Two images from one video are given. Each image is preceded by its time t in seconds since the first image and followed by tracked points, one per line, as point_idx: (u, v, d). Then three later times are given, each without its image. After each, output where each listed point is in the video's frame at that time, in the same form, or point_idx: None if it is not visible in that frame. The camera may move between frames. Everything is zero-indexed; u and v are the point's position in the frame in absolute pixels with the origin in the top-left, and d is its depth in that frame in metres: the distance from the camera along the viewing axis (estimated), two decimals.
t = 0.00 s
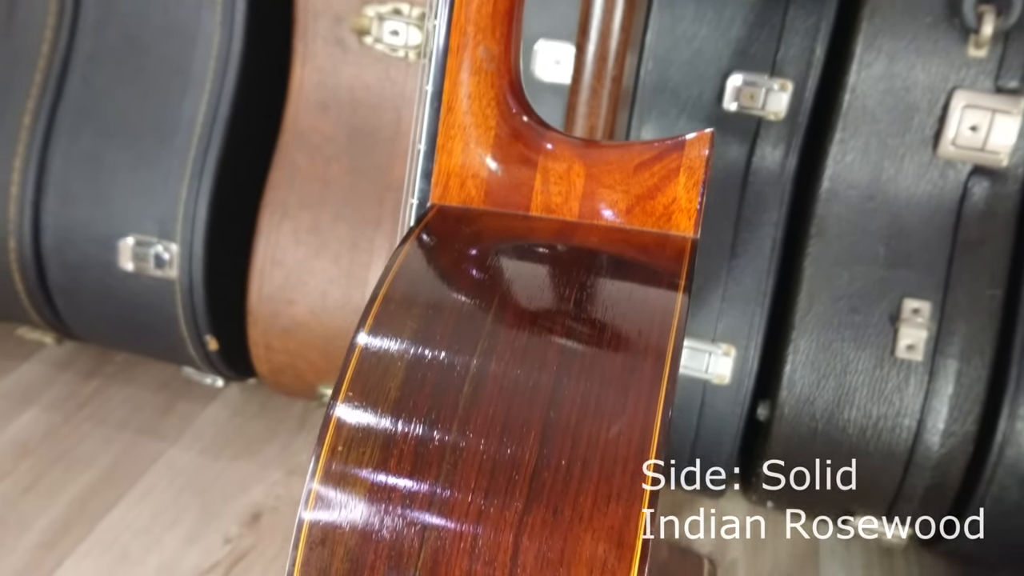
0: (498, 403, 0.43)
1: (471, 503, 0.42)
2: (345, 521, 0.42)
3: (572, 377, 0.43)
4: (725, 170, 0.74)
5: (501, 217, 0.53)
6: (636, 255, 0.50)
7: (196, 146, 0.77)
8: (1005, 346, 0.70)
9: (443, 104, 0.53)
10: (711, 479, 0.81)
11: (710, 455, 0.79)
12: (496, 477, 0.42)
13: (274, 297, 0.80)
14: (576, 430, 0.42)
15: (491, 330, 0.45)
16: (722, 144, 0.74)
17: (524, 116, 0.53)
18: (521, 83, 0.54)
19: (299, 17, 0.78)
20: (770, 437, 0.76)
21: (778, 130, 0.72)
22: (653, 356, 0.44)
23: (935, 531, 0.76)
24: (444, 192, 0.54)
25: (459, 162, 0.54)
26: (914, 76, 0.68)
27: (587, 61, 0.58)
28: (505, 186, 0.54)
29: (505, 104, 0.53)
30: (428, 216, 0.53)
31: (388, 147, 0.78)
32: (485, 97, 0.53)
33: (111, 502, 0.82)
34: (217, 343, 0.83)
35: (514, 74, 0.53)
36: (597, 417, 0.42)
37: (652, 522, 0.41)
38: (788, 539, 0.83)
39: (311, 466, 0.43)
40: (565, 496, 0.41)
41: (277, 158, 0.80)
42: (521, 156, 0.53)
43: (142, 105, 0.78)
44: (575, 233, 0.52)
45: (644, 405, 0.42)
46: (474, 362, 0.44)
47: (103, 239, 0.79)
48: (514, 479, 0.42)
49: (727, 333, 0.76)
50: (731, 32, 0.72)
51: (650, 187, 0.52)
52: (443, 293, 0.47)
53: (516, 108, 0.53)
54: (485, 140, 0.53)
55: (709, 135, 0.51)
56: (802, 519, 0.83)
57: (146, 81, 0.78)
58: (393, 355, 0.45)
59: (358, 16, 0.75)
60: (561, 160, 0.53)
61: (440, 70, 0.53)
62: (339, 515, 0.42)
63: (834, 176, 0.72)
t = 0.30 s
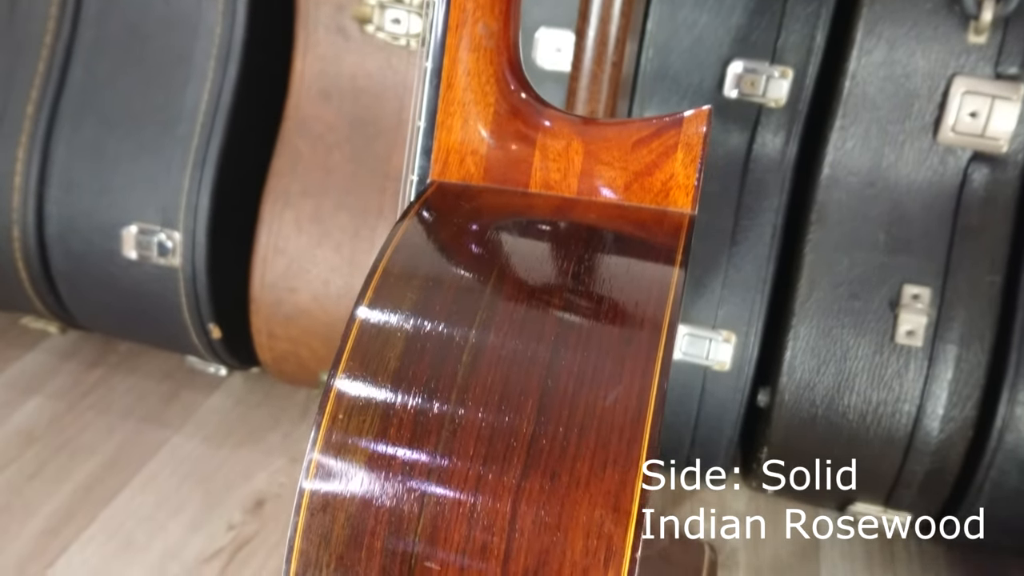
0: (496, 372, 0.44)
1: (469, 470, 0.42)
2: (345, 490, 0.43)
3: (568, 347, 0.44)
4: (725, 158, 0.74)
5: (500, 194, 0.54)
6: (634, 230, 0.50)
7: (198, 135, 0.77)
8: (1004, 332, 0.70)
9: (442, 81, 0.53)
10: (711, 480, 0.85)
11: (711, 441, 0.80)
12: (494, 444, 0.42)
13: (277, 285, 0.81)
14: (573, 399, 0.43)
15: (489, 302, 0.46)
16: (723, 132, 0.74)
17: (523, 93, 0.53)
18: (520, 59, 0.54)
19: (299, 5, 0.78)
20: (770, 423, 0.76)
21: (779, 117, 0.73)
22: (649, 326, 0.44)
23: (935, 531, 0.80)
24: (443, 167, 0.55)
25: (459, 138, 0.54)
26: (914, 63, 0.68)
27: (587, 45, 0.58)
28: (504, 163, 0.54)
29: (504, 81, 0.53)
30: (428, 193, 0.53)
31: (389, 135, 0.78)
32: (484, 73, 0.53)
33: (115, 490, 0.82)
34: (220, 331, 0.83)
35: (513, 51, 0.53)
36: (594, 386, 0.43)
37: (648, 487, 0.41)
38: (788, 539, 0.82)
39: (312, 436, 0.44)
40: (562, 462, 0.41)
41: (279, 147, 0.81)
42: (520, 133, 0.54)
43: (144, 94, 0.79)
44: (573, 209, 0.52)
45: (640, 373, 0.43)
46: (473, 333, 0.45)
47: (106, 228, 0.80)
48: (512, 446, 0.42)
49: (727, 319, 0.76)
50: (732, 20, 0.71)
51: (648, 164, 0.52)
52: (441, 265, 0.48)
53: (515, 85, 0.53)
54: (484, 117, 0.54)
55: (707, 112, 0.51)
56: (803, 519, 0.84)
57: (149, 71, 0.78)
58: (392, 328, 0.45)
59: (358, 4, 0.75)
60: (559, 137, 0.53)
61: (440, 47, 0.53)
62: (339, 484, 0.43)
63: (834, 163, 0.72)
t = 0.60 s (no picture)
0: (497, 342, 0.45)
1: (471, 438, 0.43)
2: (349, 459, 0.44)
3: (568, 315, 0.45)
4: (725, 145, 0.74)
5: (500, 171, 0.55)
6: (633, 206, 0.51)
7: (200, 124, 0.78)
8: (1001, 315, 0.71)
9: (442, 58, 0.54)
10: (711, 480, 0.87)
11: (711, 427, 0.80)
12: (495, 411, 0.43)
13: (279, 274, 0.81)
14: (573, 366, 0.44)
15: (489, 276, 0.47)
16: (722, 119, 0.74)
17: (522, 71, 0.54)
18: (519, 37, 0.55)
19: None
20: (769, 408, 0.77)
21: (778, 104, 0.73)
22: (648, 294, 0.45)
23: (935, 531, 0.82)
24: (444, 145, 0.56)
25: (459, 116, 0.55)
26: (912, 49, 0.69)
27: (587, 29, 0.59)
28: (505, 141, 0.55)
29: (503, 59, 0.54)
30: (429, 170, 0.54)
31: (391, 124, 0.78)
32: (484, 51, 0.54)
33: (119, 478, 0.83)
34: (223, 320, 0.84)
35: (513, 29, 0.54)
36: (594, 354, 0.44)
37: (647, 454, 0.42)
38: (787, 539, 0.82)
39: (315, 407, 0.45)
40: (562, 429, 0.42)
41: (281, 135, 0.81)
42: (520, 110, 0.55)
43: (146, 84, 0.79)
44: (574, 185, 0.53)
45: (638, 342, 0.44)
46: (474, 305, 0.46)
47: (110, 217, 0.80)
48: (513, 413, 0.43)
49: (727, 306, 0.77)
50: (731, 6, 0.71)
51: (647, 141, 0.54)
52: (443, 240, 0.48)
53: (514, 63, 0.54)
54: (484, 95, 0.55)
55: (704, 90, 0.52)
56: (802, 519, 0.84)
57: (150, 61, 0.79)
58: (394, 302, 0.46)
59: None
60: (559, 115, 0.54)
61: (441, 24, 0.54)
62: (343, 454, 0.44)
63: (833, 149, 0.72)
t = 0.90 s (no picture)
0: (490, 312, 0.45)
1: (465, 407, 0.43)
2: (344, 432, 0.44)
3: (561, 285, 0.45)
4: (722, 132, 0.75)
5: (494, 146, 0.55)
6: (627, 180, 0.52)
7: (197, 115, 0.78)
8: (998, 299, 0.71)
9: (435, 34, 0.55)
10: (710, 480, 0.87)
11: (710, 414, 0.81)
12: (489, 380, 0.43)
13: (278, 265, 0.81)
14: (566, 335, 0.44)
15: (483, 249, 0.47)
16: (719, 106, 0.74)
17: (515, 46, 0.55)
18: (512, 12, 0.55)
19: None
20: (767, 394, 0.77)
21: (775, 91, 0.73)
22: (640, 265, 0.46)
23: (935, 531, 0.83)
24: (438, 120, 0.56)
25: (453, 92, 0.56)
26: (907, 35, 0.69)
27: (583, 13, 0.59)
28: (499, 118, 0.56)
29: (496, 34, 0.54)
30: (423, 145, 0.55)
31: (389, 114, 0.78)
32: (477, 26, 0.54)
33: (120, 470, 0.83)
34: (223, 313, 0.84)
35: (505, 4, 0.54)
36: (586, 324, 0.44)
37: (639, 421, 0.42)
38: (788, 538, 0.81)
39: (309, 380, 0.45)
40: (555, 396, 0.43)
41: (278, 126, 0.81)
42: (513, 86, 0.55)
43: (142, 75, 0.79)
44: (568, 160, 0.54)
45: (631, 311, 0.44)
46: (468, 277, 0.46)
47: (108, 210, 0.80)
48: (506, 381, 0.43)
49: (725, 293, 0.77)
50: None
51: (640, 116, 0.54)
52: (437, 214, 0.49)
53: (506, 38, 0.54)
54: (477, 71, 0.55)
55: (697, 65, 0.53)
56: (803, 520, 0.83)
57: (146, 52, 0.79)
58: (388, 276, 0.46)
59: None
60: (553, 91, 0.55)
61: None
62: (337, 426, 0.44)
63: (829, 135, 0.72)
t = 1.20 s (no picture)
0: (488, 289, 0.45)
1: (463, 382, 0.43)
2: (344, 412, 0.44)
3: (558, 261, 0.46)
4: (718, 120, 0.75)
5: (490, 127, 0.56)
6: (623, 159, 0.52)
7: (194, 108, 0.78)
8: (993, 283, 0.72)
9: (431, 13, 0.55)
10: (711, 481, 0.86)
11: (709, 402, 0.81)
12: (487, 355, 0.44)
13: (276, 257, 0.81)
14: (564, 310, 0.44)
15: (480, 226, 0.47)
16: (715, 94, 0.74)
17: (509, 25, 0.55)
18: None
19: None
20: (765, 379, 0.77)
21: (770, 78, 0.73)
22: (636, 241, 0.46)
23: (935, 530, 0.81)
24: (434, 101, 0.57)
25: (449, 72, 0.56)
26: (901, 20, 0.69)
27: None
28: (495, 98, 0.56)
29: (490, 14, 0.54)
30: (420, 125, 0.55)
31: (385, 105, 0.78)
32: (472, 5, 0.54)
33: (120, 464, 0.83)
34: (220, 306, 0.84)
35: None
36: (584, 299, 0.44)
37: (637, 394, 0.42)
38: (787, 538, 0.80)
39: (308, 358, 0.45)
40: (554, 370, 0.43)
41: (274, 118, 0.81)
42: (508, 66, 0.55)
43: (138, 68, 0.79)
44: (564, 140, 0.54)
45: (628, 286, 0.44)
46: (465, 254, 0.46)
47: (104, 204, 0.80)
48: (505, 356, 0.43)
49: (723, 280, 0.77)
50: None
51: (636, 96, 0.54)
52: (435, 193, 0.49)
53: (501, 17, 0.55)
54: (473, 51, 0.55)
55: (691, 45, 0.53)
56: (803, 519, 0.82)
57: (141, 45, 0.79)
58: (385, 255, 0.46)
59: None
60: (548, 71, 0.55)
61: None
62: (337, 404, 0.44)
63: (825, 121, 0.73)
